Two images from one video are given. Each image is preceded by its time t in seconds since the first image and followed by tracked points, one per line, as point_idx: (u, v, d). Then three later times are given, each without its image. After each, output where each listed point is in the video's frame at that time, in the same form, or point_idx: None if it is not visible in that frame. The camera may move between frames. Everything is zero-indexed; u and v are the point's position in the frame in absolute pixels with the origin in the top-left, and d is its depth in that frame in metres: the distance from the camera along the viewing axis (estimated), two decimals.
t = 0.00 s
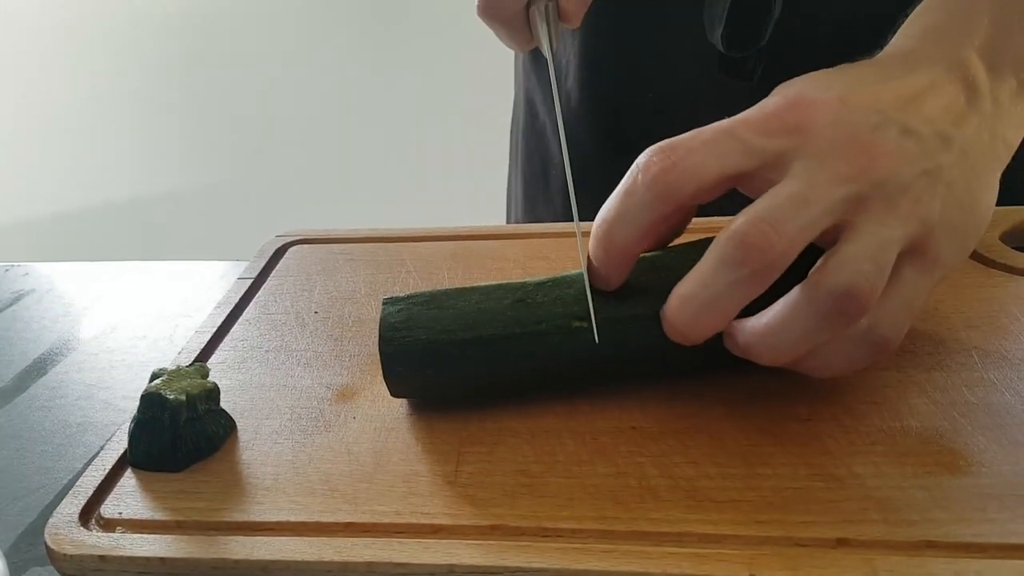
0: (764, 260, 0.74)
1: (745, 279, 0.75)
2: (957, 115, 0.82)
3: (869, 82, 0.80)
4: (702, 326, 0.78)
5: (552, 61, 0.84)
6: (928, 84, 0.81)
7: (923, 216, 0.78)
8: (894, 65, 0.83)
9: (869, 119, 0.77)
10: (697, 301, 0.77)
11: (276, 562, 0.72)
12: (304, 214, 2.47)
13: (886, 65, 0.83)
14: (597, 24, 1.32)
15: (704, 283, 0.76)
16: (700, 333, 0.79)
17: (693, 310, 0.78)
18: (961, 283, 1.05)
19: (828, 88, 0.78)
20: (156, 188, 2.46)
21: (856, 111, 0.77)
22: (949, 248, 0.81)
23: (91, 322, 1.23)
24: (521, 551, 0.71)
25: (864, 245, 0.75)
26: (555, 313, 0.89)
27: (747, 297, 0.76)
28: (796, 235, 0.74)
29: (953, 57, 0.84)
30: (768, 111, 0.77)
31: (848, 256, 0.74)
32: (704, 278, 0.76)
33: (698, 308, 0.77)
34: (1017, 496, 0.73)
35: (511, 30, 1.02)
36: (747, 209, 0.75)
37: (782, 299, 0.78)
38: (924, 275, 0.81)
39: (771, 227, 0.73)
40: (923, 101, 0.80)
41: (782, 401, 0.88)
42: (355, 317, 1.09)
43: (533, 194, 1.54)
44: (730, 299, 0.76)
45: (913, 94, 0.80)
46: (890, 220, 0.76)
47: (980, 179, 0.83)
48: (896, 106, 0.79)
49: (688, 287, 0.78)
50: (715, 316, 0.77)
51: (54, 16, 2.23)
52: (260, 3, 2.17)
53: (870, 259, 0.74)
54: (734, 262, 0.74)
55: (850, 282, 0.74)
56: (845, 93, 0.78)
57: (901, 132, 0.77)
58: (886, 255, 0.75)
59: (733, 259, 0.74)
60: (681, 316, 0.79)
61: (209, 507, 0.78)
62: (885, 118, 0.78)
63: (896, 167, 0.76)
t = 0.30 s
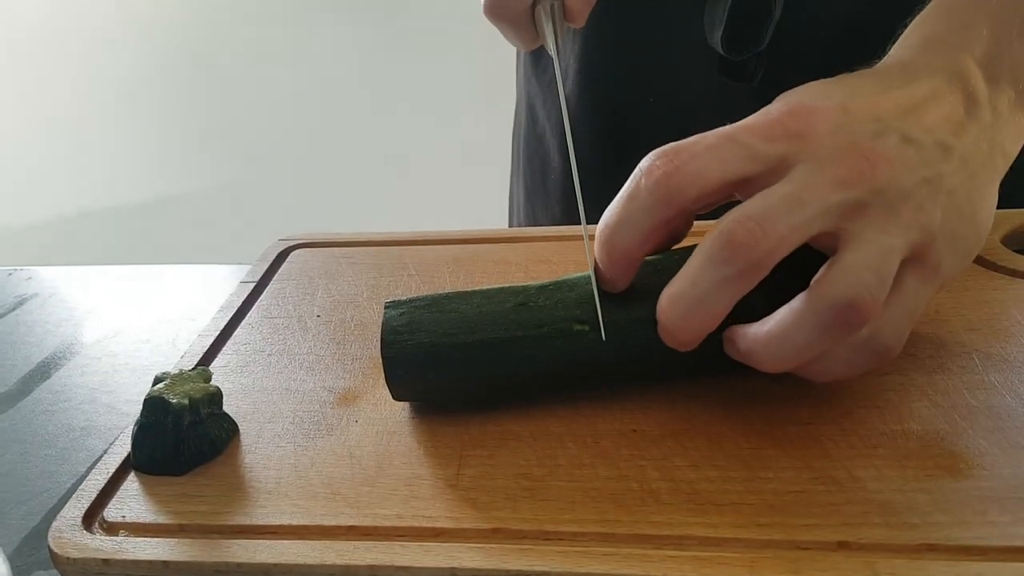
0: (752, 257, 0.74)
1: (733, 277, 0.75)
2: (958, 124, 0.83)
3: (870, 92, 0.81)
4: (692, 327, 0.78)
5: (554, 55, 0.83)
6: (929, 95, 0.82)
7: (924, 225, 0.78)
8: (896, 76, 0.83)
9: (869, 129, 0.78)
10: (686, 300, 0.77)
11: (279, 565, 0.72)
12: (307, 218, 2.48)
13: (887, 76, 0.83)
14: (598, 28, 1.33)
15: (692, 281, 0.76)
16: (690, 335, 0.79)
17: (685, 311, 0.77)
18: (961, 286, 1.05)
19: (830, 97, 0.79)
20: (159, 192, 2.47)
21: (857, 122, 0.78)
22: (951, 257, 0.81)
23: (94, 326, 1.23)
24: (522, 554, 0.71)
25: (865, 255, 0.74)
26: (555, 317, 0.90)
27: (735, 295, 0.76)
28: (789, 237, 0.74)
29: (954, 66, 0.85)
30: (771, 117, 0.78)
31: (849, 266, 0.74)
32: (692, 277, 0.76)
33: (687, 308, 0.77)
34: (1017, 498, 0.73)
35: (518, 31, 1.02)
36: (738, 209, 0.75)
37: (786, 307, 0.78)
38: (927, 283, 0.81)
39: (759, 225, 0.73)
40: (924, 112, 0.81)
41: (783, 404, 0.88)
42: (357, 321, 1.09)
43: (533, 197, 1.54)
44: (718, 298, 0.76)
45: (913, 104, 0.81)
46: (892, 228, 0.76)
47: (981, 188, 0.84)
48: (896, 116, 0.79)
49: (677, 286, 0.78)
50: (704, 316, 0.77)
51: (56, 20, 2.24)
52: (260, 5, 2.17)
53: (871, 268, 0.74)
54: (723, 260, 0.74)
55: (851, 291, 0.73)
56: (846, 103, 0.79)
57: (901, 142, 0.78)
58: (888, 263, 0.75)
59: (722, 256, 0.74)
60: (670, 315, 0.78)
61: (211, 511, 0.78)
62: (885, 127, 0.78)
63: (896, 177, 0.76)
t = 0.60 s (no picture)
0: (747, 255, 0.75)
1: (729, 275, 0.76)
2: (953, 127, 0.82)
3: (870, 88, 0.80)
4: (688, 323, 0.80)
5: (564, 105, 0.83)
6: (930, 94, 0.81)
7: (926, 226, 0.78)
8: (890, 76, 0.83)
9: (872, 126, 0.77)
10: (682, 298, 0.78)
11: (282, 565, 0.72)
12: (310, 217, 2.48)
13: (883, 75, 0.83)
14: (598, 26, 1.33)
15: (688, 279, 0.78)
16: (687, 332, 0.80)
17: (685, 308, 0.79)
18: (963, 285, 1.05)
19: (831, 92, 0.78)
20: (162, 191, 2.47)
21: (858, 118, 0.77)
22: (953, 258, 0.82)
23: (98, 326, 1.24)
24: (525, 553, 0.71)
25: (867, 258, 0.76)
26: (558, 315, 0.89)
27: (732, 293, 0.77)
28: (787, 236, 0.75)
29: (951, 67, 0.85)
30: (774, 115, 0.77)
31: (851, 270, 0.76)
32: (689, 274, 0.78)
33: (683, 306, 0.78)
34: (1019, 497, 0.73)
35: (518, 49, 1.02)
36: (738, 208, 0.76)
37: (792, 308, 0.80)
38: (931, 281, 0.82)
39: (757, 225, 0.75)
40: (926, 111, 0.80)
41: (787, 402, 0.88)
42: (360, 320, 1.09)
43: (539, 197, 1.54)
44: (714, 296, 0.77)
45: (913, 102, 0.80)
46: (894, 230, 0.77)
47: (977, 192, 0.83)
48: (897, 113, 0.79)
49: (674, 283, 0.79)
50: (700, 313, 0.78)
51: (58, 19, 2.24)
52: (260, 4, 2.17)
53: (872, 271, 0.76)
54: (719, 258, 0.76)
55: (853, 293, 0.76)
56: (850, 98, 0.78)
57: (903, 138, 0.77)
58: (889, 265, 0.76)
59: (719, 255, 0.76)
60: (668, 312, 0.79)
61: (215, 510, 0.78)
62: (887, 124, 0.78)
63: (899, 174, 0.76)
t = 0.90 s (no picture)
0: (727, 254, 0.73)
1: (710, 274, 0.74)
2: (947, 124, 0.84)
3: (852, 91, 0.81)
4: (669, 328, 0.76)
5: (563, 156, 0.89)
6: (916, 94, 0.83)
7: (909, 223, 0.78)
8: (878, 74, 0.84)
9: (853, 130, 0.78)
10: (661, 303, 0.75)
11: (283, 568, 0.73)
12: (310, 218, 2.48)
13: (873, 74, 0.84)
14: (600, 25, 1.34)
15: (669, 280, 0.75)
16: (668, 336, 0.77)
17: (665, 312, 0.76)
18: (962, 286, 1.06)
19: (811, 98, 0.80)
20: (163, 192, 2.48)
21: (841, 122, 0.79)
22: (941, 256, 0.81)
23: (99, 329, 1.24)
24: (525, 557, 0.72)
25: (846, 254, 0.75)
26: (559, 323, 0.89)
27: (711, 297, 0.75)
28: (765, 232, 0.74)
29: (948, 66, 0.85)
30: (748, 117, 0.78)
31: (826, 264, 0.75)
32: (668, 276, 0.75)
33: (662, 310, 0.75)
34: (1018, 500, 0.74)
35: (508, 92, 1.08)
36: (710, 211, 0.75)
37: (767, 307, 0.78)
38: (917, 280, 0.81)
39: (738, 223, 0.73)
40: (908, 113, 0.82)
41: (785, 405, 0.88)
42: (360, 322, 1.10)
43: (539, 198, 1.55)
44: (696, 298, 0.75)
45: (897, 103, 0.82)
46: (876, 229, 0.76)
47: (973, 190, 0.84)
48: (879, 117, 0.80)
49: (653, 287, 0.76)
50: (680, 319, 0.76)
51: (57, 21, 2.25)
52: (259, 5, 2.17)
53: (849, 267, 0.75)
54: (701, 259, 0.74)
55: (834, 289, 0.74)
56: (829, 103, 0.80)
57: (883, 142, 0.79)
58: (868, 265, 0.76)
59: (701, 255, 0.74)
60: (648, 316, 0.76)
61: (216, 514, 0.78)
62: (866, 127, 0.79)
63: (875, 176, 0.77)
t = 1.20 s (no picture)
0: (743, 278, 0.74)
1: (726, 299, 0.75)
2: (949, 137, 0.84)
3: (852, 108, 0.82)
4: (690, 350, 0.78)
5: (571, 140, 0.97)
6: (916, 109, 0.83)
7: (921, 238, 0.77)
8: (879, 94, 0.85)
9: (856, 147, 0.79)
10: (679, 326, 0.77)
11: (285, 572, 0.73)
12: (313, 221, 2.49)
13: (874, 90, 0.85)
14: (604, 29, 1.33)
15: (686, 303, 0.77)
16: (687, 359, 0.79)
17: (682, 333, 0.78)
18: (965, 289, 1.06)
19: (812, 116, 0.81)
20: (167, 195, 2.48)
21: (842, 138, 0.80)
22: (956, 270, 0.80)
23: (103, 332, 1.24)
24: (528, 560, 0.72)
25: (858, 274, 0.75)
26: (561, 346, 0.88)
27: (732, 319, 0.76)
28: (778, 253, 0.75)
29: (949, 75, 0.86)
30: (754, 137, 0.80)
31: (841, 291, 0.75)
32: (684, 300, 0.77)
33: (681, 333, 0.78)
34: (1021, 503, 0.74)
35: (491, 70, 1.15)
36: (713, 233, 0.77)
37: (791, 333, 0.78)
38: (936, 298, 0.80)
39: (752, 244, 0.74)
40: (912, 127, 0.82)
41: (788, 408, 0.88)
42: (363, 326, 1.10)
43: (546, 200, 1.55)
44: (713, 322, 0.76)
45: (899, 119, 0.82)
46: (888, 246, 0.76)
47: (979, 202, 0.84)
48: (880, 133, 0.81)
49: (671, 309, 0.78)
50: (700, 342, 0.77)
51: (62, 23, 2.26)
52: (260, 10, 2.17)
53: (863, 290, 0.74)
54: (717, 282, 0.75)
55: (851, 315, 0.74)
56: (829, 122, 0.80)
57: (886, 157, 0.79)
58: (884, 285, 0.75)
59: (717, 279, 0.75)
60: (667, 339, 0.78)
61: (219, 518, 0.78)
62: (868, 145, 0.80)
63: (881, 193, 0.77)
